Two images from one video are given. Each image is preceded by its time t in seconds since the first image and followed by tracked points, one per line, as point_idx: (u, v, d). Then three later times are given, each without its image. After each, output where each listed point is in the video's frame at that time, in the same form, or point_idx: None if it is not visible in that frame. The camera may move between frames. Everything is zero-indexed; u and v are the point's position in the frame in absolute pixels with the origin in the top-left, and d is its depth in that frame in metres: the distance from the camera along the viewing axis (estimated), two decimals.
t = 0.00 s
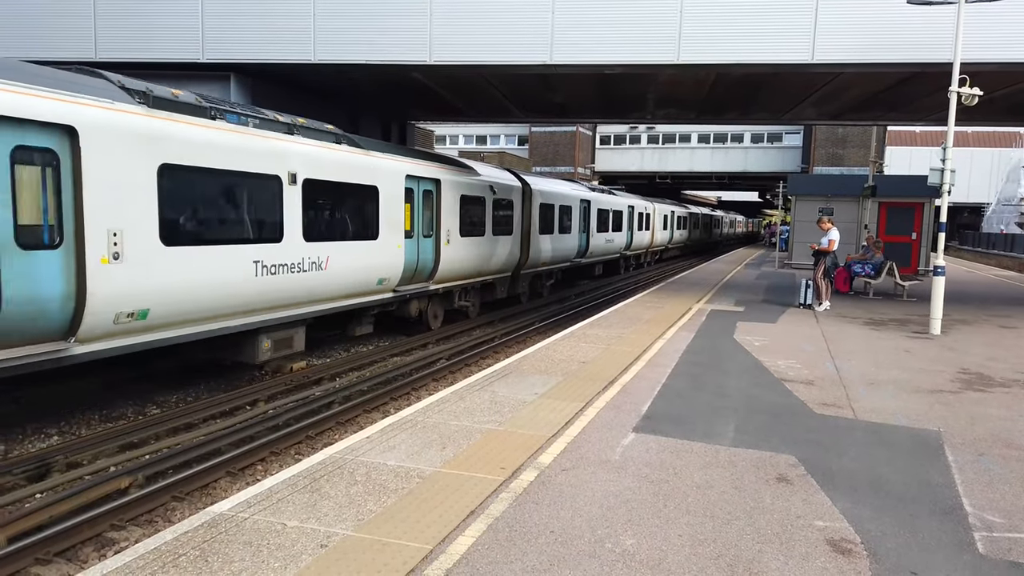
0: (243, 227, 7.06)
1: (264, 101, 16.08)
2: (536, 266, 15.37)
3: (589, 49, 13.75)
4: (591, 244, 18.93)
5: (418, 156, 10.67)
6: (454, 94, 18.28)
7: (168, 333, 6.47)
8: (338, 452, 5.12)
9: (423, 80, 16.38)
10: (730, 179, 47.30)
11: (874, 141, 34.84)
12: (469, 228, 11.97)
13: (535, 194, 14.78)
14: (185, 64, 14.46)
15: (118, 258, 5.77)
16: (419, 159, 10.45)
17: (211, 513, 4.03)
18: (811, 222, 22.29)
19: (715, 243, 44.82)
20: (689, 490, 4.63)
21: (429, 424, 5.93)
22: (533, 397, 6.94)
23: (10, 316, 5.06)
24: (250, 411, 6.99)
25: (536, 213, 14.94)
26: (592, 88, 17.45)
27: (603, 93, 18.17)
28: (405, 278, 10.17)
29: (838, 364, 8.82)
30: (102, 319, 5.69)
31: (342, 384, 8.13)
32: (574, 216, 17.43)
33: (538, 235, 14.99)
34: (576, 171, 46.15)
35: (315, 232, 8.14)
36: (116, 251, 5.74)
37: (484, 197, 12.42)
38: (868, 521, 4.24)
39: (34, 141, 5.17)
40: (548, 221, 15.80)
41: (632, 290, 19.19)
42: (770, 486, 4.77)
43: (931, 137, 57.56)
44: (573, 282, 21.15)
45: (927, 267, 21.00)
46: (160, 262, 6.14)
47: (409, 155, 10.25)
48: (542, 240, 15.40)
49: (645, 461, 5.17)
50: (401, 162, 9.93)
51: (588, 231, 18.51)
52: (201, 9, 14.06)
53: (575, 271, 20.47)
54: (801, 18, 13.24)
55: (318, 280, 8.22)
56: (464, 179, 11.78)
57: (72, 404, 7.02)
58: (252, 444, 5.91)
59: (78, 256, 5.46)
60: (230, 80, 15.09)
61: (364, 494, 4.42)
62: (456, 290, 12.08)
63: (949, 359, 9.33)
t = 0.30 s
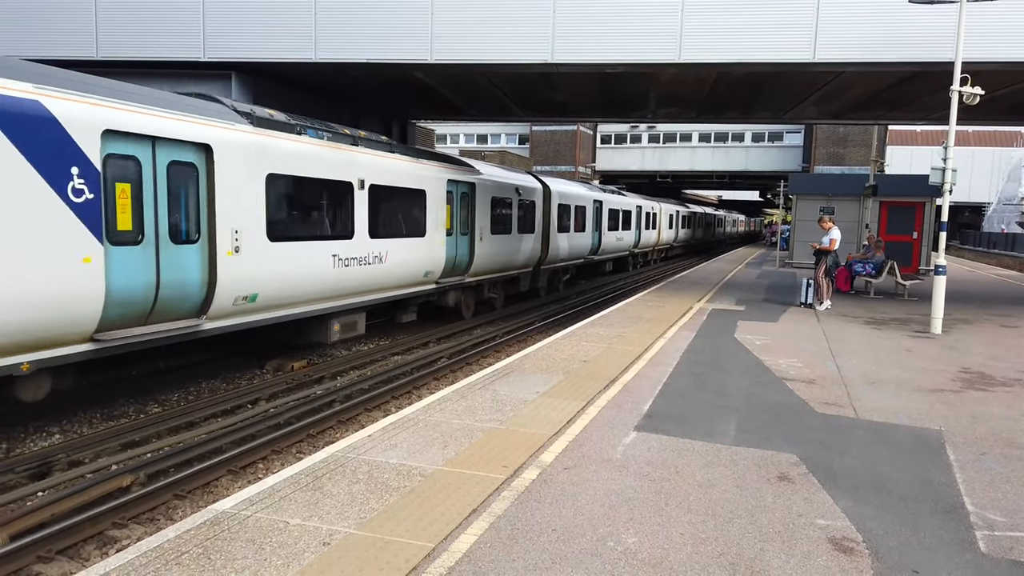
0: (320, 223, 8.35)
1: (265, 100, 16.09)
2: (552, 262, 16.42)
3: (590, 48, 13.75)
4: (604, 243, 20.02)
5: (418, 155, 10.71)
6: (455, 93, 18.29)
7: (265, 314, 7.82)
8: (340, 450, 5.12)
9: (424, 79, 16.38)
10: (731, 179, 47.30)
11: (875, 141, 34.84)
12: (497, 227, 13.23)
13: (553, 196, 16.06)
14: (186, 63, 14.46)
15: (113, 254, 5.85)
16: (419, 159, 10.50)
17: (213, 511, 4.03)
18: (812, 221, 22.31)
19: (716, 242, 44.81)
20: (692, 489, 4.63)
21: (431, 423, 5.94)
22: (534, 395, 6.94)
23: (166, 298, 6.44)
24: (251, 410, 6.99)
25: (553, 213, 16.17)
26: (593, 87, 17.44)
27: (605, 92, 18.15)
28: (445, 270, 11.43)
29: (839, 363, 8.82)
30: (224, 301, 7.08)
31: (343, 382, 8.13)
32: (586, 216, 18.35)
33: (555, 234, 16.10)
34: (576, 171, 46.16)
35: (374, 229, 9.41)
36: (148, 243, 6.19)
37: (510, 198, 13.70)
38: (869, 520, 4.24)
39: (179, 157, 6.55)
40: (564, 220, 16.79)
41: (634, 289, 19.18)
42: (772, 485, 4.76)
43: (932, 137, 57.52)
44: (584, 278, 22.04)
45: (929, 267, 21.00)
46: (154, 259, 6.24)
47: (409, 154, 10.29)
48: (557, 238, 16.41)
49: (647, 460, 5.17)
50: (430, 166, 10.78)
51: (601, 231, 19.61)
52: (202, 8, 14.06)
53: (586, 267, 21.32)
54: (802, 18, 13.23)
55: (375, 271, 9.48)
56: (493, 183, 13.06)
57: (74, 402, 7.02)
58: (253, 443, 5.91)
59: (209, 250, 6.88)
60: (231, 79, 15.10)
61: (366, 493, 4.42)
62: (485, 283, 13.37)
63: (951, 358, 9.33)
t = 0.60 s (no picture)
0: (382, 225, 9.26)
1: (266, 100, 16.09)
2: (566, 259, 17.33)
3: (591, 48, 13.73)
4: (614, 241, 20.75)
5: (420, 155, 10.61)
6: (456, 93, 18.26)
7: (339, 302, 8.75)
8: (340, 451, 5.11)
9: (425, 79, 16.37)
10: (732, 179, 47.29)
11: (877, 140, 34.84)
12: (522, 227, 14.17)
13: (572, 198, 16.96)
14: (187, 63, 14.47)
15: (107, 255, 5.44)
16: (421, 159, 10.41)
17: (213, 512, 4.02)
18: (813, 221, 22.29)
19: (717, 242, 44.81)
20: (692, 490, 4.62)
21: (431, 424, 5.92)
22: (535, 396, 6.94)
23: (269, 286, 7.37)
24: (252, 410, 6.98)
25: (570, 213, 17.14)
26: (595, 87, 17.43)
27: (606, 92, 18.14)
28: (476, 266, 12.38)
29: (841, 364, 8.81)
30: (312, 291, 8.03)
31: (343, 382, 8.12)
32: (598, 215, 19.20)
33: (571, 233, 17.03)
34: (578, 171, 46.20)
35: (422, 229, 10.35)
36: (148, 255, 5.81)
37: (534, 200, 14.67)
38: (872, 521, 4.23)
39: (277, 168, 7.47)
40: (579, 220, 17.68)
41: (635, 289, 19.20)
42: (773, 487, 4.75)
43: (933, 136, 57.50)
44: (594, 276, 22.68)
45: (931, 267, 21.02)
46: (147, 260, 5.82)
47: (411, 154, 10.21)
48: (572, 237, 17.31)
49: (648, 461, 5.15)
50: (432, 166, 10.69)
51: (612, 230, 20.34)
52: (203, 8, 14.06)
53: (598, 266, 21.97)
54: (803, 18, 13.21)
55: (423, 267, 10.40)
56: (519, 186, 14.08)
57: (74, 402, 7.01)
58: (253, 443, 5.89)
59: (301, 246, 7.83)
60: (233, 79, 15.10)
61: (366, 494, 4.41)
62: (509, 279, 14.36)
63: (953, 359, 9.31)
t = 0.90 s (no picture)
0: (428, 225, 10.30)
1: (268, 100, 16.08)
2: (582, 259, 18.20)
3: (593, 48, 13.72)
4: (626, 242, 21.67)
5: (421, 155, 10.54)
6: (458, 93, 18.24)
7: (396, 293, 9.83)
8: (340, 452, 5.10)
9: (427, 79, 16.35)
10: (733, 179, 47.25)
11: (879, 141, 34.79)
12: (546, 227, 15.25)
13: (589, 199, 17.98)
14: (189, 63, 14.47)
15: (185, 250, 6.10)
16: (421, 159, 10.35)
17: (212, 514, 4.01)
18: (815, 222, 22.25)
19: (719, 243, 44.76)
20: (693, 492, 4.61)
21: (432, 425, 5.91)
22: (536, 397, 6.93)
23: (344, 280, 8.46)
24: (253, 411, 6.97)
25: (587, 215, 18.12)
26: (596, 87, 17.40)
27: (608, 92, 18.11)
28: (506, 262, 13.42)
29: (843, 365, 8.79)
30: (375, 284, 9.11)
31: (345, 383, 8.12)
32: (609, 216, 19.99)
33: (587, 233, 17.92)
34: (579, 171, 46.19)
35: (461, 229, 11.44)
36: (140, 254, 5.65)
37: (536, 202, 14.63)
38: (873, 524, 4.21)
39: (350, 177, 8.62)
40: (594, 221, 18.58)
41: (637, 289, 19.22)
42: (774, 489, 4.74)
43: (936, 137, 57.40)
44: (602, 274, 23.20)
45: (934, 267, 21.05)
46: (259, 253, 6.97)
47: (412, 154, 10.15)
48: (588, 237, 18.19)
49: (649, 463, 5.13)
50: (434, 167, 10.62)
51: (623, 231, 21.28)
52: (205, 8, 14.06)
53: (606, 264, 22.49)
54: (806, 18, 13.20)
55: (462, 263, 11.44)
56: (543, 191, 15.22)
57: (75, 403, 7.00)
58: (254, 444, 5.88)
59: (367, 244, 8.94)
60: (234, 79, 15.10)
61: (366, 495, 4.41)
62: (535, 277, 15.41)
63: (955, 360, 9.29)
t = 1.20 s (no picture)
0: (462, 225, 11.58)
1: (266, 101, 16.07)
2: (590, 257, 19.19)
3: (591, 49, 13.71)
4: (633, 240, 22.90)
5: (419, 154, 10.49)
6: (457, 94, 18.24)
7: (435, 286, 11.10)
8: (338, 454, 5.08)
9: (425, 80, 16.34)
10: (732, 180, 47.26)
11: (878, 141, 34.81)
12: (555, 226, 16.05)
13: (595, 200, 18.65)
14: (187, 63, 14.45)
15: (279, 246, 7.31)
16: (418, 158, 10.30)
17: (209, 516, 3.99)
18: (814, 222, 22.24)
19: (718, 244, 44.75)
20: (692, 494, 4.60)
21: (430, 426, 5.90)
22: (535, 398, 6.93)
23: (395, 273, 9.72)
24: (252, 412, 6.95)
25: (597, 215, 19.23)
26: (595, 88, 17.40)
27: (607, 93, 18.12)
28: (528, 259, 14.73)
29: (841, 366, 8.79)
30: (421, 277, 10.38)
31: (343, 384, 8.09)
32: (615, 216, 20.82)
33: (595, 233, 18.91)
34: (579, 172, 46.18)
35: (490, 230, 12.71)
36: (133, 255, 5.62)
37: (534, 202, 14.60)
38: (871, 525, 4.21)
39: (400, 184, 9.85)
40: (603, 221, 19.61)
41: (636, 290, 19.24)
42: (773, 490, 4.73)
43: (934, 137, 57.44)
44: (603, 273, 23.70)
45: (933, 267, 21.03)
46: (333, 250, 8.22)
47: (409, 153, 10.09)
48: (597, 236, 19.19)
49: (647, 464, 5.12)
50: (430, 167, 10.56)
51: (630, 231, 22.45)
52: (203, 8, 14.05)
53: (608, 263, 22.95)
54: (804, 18, 13.19)
55: (490, 260, 12.72)
56: (559, 194, 16.42)
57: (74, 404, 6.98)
58: (253, 445, 5.87)
59: (413, 243, 10.14)
60: (233, 80, 15.08)
61: (364, 497, 4.40)
62: (552, 273, 16.80)
63: (954, 360, 9.29)
